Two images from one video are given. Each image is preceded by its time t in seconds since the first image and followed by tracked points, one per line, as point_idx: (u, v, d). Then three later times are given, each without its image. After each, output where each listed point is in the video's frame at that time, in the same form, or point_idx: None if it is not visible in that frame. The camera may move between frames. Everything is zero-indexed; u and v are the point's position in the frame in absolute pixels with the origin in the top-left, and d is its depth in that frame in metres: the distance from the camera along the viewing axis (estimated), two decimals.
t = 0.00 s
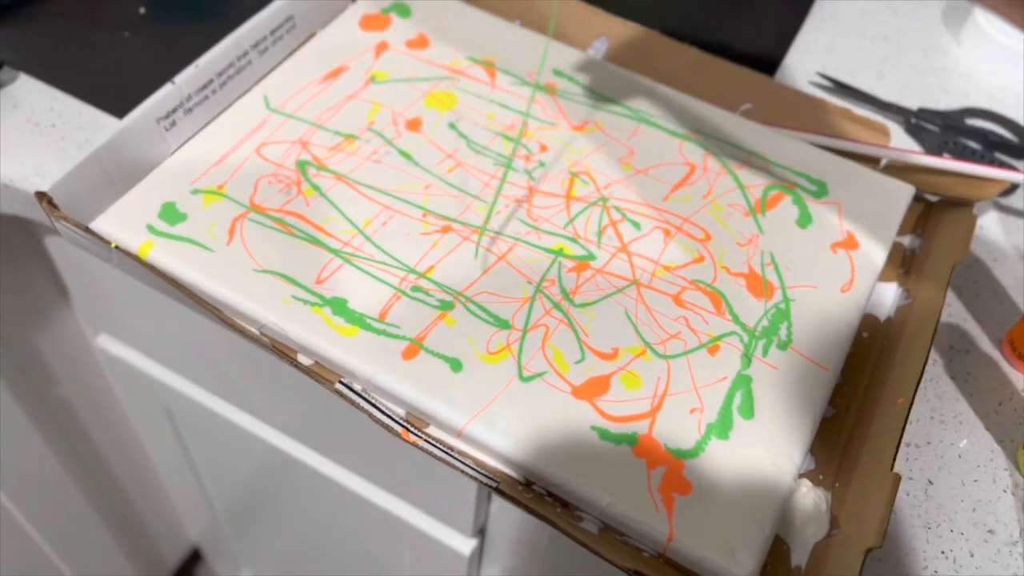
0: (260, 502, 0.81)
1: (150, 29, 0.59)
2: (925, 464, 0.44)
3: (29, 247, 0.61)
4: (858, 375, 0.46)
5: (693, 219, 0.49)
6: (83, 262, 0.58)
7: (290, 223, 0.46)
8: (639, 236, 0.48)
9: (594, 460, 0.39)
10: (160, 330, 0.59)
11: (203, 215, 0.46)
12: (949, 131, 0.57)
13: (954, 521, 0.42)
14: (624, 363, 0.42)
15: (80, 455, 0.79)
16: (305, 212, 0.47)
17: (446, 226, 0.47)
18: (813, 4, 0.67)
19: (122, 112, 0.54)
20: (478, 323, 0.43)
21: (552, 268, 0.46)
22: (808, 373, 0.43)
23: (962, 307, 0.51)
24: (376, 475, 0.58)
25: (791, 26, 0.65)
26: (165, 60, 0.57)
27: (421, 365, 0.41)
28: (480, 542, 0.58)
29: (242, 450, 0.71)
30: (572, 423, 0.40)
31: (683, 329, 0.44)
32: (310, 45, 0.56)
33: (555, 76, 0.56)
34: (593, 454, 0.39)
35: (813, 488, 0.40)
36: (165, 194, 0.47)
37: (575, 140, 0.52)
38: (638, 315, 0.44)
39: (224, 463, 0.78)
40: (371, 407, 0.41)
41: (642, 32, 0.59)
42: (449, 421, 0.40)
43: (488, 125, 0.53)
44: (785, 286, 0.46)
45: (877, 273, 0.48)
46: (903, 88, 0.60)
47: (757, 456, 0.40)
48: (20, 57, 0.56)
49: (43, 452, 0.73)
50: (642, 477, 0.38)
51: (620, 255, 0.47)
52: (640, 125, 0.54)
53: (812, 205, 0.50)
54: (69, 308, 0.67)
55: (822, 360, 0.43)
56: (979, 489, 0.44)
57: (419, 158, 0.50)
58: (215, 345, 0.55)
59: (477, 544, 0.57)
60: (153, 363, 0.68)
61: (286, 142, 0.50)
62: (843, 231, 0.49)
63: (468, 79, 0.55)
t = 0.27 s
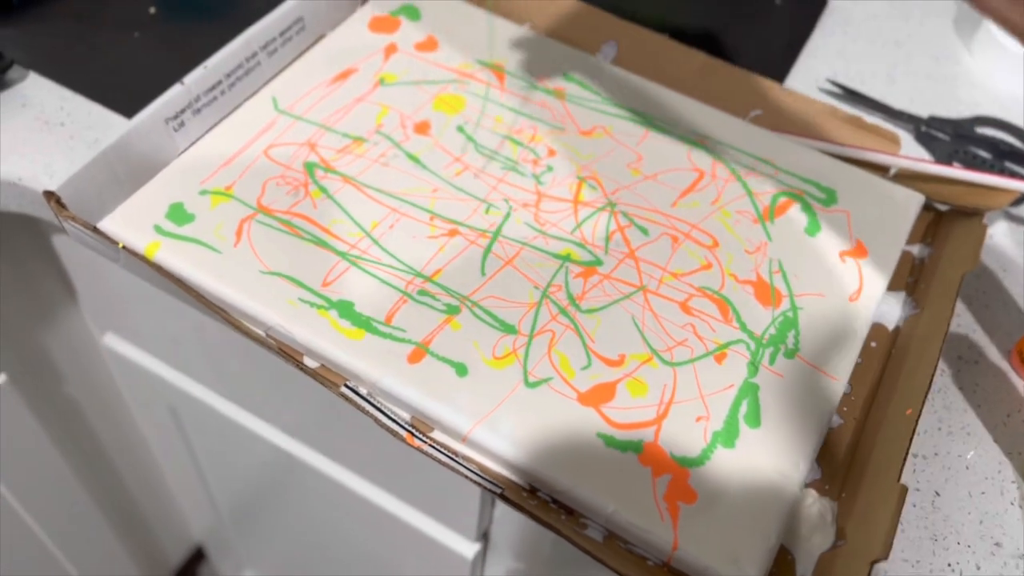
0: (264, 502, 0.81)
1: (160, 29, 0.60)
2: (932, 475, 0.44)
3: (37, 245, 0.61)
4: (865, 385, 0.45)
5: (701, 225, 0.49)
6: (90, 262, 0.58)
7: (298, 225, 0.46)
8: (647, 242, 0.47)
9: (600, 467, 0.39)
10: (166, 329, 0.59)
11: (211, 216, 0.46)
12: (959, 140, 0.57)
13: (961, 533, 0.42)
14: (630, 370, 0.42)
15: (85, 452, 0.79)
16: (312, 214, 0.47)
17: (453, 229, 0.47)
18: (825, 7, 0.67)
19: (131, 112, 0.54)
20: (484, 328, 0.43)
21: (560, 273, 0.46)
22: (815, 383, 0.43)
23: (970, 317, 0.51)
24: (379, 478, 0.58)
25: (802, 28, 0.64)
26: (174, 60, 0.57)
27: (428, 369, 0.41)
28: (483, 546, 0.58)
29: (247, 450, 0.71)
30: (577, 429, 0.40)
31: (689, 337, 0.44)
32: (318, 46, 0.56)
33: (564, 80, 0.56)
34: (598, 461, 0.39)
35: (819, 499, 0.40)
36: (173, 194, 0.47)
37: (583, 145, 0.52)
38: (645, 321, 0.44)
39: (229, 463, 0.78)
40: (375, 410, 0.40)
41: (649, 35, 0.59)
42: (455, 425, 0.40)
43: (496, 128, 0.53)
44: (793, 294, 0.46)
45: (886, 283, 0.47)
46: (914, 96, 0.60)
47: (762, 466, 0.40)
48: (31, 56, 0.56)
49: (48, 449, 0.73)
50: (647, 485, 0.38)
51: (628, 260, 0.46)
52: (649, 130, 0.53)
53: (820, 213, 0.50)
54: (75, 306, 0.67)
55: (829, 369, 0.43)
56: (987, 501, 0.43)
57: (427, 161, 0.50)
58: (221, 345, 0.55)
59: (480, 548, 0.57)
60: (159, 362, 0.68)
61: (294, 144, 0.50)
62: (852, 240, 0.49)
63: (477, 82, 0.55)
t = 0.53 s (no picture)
0: (274, 501, 0.81)
1: (181, 29, 0.60)
2: (950, 484, 0.45)
3: (55, 243, 0.62)
4: (882, 393, 0.45)
5: (719, 231, 0.49)
6: (108, 259, 0.58)
7: (317, 226, 0.46)
8: (665, 247, 0.47)
9: (618, 472, 0.39)
10: (182, 328, 0.59)
11: (231, 216, 0.46)
12: (978, 148, 0.57)
13: (978, 543, 0.43)
14: (648, 375, 0.42)
15: (97, 448, 0.80)
16: (332, 215, 0.47)
17: (471, 233, 0.47)
18: (843, 13, 0.66)
19: (151, 111, 0.54)
20: (503, 331, 0.43)
21: (577, 277, 0.46)
22: (833, 391, 0.43)
23: (988, 326, 0.51)
24: (392, 479, 0.58)
25: (821, 35, 0.64)
26: (194, 60, 0.58)
27: (446, 372, 0.41)
28: (495, 548, 0.58)
29: (259, 449, 0.71)
30: (595, 434, 0.40)
31: (708, 343, 0.44)
32: (337, 48, 0.56)
33: (582, 84, 0.56)
34: (616, 466, 0.39)
35: (837, 506, 0.41)
36: (193, 194, 0.47)
37: (601, 149, 0.52)
38: (663, 327, 0.44)
39: (240, 461, 0.78)
40: (394, 412, 0.40)
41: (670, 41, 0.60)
42: (473, 429, 0.40)
43: (515, 132, 0.53)
44: (811, 301, 0.46)
45: (904, 291, 0.47)
46: (932, 105, 0.60)
47: (781, 474, 0.40)
48: (52, 55, 0.57)
49: (61, 445, 0.73)
50: (665, 491, 0.38)
51: (646, 266, 0.46)
52: (667, 135, 0.53)
53: (839, 220, 0.50)
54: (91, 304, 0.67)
55: (847, 377, 0.43)
56: (1004, 511, 0.43)
57: (446, 164, 0.50)
58: (237, 344, 0.55)
59: (492, 550, 0.57)
60: (173, 360, 0.68)
61: (313, 145, 0.50)
62: (870, 248, 0.49)
63: (496, 85, 0.55)
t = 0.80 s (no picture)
0: (282, 499, 0.81)
1: (197, 28, 0.60)
2: (962, 493, 0.45)
3: (69, 239, 0.62)
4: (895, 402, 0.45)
5: (733, 237, 0.49)
6: (122, 257, 0.58)
7: (332, 227, 0.46)
8: (679, 252, 0.47)
9: (631, 477, 0.39)
10: (195, 326, 0.60)
11: (246, 216, 0.46)
12: (993, 156, 0.56)
13: (991, 553, 0.43)
14: (662, 380, 0.42)
15: (107, 444, 0.80)
16: (347, 216, 0.47)
17: (486, 235, 0.47)
18: (859, 20, 0.66)
19: (167, 110, 0.54)
20: (516, 334, 0.43)
21: (591, 281, 0.46)
22: (847, 398, 0.43)
23: (1003, 335, 0.51)
24: (402, 479, 0.58)
25: (836, 42, 0.64)
26: (210, 59, 0.58)
27: (460, 374, 0.41)
28: (504, 551, 0.58)
29: (268, 447, 0.72)
30: (608, 438, 0.40)
31: (721, 348, 0.44)
32: (353, 50, 0.56)
33: (598, 87, 0.56)
34: (629, 471, 0.39)
35: (850, 513, 0.41)
36: (208, 194, 0.47)
37: (616, 153, 0.52)
38: (676, 332, 0.44)
39: (250, 459, 0.78)
40: (408, 413, 0.40)
41: (687, 46, 0.59)
42: (486, 431, 0.40)
43: (529, 135, 0.53)
44: (826, 308, 0.46)
45: (918, 299, 0.47)
46: (947, 112, 0.60)
47: (794, 480, 0.40)
48: (70, 53, 0.57)
49: (71, 440, 0.74)
50: (678, 496, 0.38)
51: (660, 270, 0.46)
52: (682, 140, 0.53)
53: (853, 227, 0.50)
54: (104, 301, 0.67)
55: (860, 384, 0.43)
56: (1016, 521, 0.44)
57: (460, 166, 0.50)
58: (249, 343, 0.55)
59: (501, 552, 0.57)
60: (184, 357, 0.68)
61: (329, 146, 0.51)
62: (884, 255, 0.49)
63: (511, 88, 0.55)
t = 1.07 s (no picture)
0: (286, 495, 0.81)
1: (207, 24, 0.60)
2: (967, 498, 0.45)
3: (76, 233, 0.62)
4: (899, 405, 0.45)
5: (740, 238, 0.48)
6: (129, 251, 0.59)
7: (338, 222, 0.46)
8: (685, 252, 0.47)
9: (634, 476, 0.39)
10: (201, 321, 0.60)
11: (253, 211, 0.46)
12: (1003, 160, 0.56)
13: (995, 558, 0.44)
14: (666, 380, 0.42)
15: (112, 438, 0.80)
16: (354, 212, 0.47)
17: (492, 233, 0.47)
18: (869, 22, 0.66)
19: (176, 105, 0.54)
20: (521, 332, 0.43)
21: (597, 279, 0.46)
22: (852, 401, 0.43)
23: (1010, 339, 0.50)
24: (405, 476, 0.58)
25: (845, 44, 0.64)
26: (219, 54, 0.58)
27: (464, 371, 0.41)
28: (506, 550, 0.58)
29: (272, 443, 0.72)
30: (611, 437, 0.40)
31: (727, 349, 0.43)
32: (362, 47, 0.57)
33: (606, 87, 0.56)
34: (633, 470, 0.39)
35: (854, 516, 0.40)
36: (216, 188, 0.47)
37: (624, 153, 0.52)
38: (682, 332, 0.44)
39: (254, 455, 0.78)
40: (412, 410, 0.40)
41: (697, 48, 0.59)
42: (490, 429, 0.40)
43: (537, 133, 0.53)
44: (831, 310, 0.46)
45: (926, 303, 0.47)
46: (957, 115, 0.60)
47: (798, 482, 0.39)
48: (80, 47, 0.57)
49: (77, 434, 0.74)
50: (681, 496, 0.38)
51: (666, 270, 0.46)
52: (689, 140, 0.53)
53: (861, 229, 0.50)
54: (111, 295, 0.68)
55: (865, 387, 0.43)
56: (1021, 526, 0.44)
57: (468, 164, 0.50)
58: (254, 338, 0.55)
59: (503, 551, 0.57)
60: (189, 352, 0.68)
61: (337, 143, 0.51)
62: (892, 258, 0.49)
63: (519, 86, 0.55)
